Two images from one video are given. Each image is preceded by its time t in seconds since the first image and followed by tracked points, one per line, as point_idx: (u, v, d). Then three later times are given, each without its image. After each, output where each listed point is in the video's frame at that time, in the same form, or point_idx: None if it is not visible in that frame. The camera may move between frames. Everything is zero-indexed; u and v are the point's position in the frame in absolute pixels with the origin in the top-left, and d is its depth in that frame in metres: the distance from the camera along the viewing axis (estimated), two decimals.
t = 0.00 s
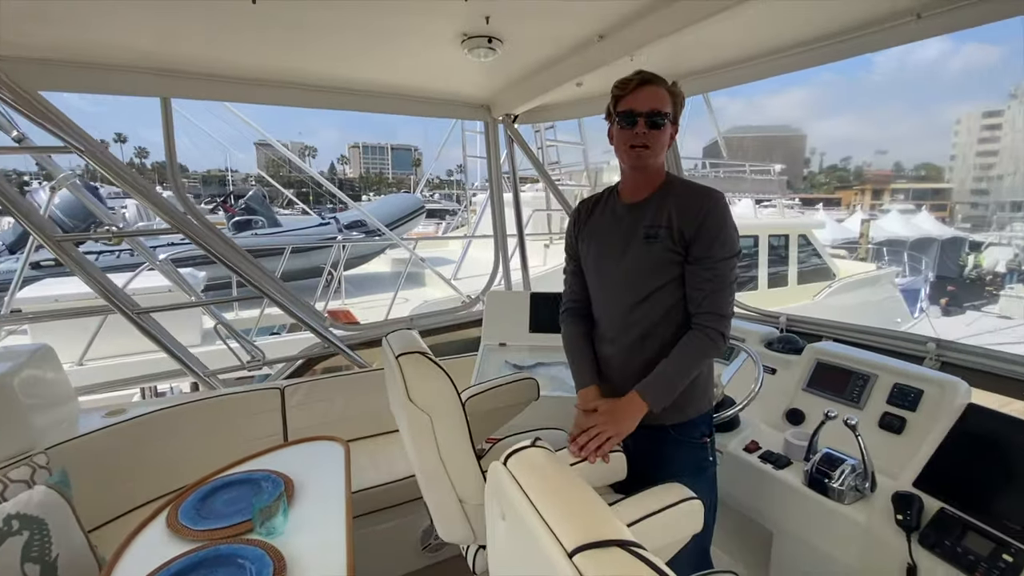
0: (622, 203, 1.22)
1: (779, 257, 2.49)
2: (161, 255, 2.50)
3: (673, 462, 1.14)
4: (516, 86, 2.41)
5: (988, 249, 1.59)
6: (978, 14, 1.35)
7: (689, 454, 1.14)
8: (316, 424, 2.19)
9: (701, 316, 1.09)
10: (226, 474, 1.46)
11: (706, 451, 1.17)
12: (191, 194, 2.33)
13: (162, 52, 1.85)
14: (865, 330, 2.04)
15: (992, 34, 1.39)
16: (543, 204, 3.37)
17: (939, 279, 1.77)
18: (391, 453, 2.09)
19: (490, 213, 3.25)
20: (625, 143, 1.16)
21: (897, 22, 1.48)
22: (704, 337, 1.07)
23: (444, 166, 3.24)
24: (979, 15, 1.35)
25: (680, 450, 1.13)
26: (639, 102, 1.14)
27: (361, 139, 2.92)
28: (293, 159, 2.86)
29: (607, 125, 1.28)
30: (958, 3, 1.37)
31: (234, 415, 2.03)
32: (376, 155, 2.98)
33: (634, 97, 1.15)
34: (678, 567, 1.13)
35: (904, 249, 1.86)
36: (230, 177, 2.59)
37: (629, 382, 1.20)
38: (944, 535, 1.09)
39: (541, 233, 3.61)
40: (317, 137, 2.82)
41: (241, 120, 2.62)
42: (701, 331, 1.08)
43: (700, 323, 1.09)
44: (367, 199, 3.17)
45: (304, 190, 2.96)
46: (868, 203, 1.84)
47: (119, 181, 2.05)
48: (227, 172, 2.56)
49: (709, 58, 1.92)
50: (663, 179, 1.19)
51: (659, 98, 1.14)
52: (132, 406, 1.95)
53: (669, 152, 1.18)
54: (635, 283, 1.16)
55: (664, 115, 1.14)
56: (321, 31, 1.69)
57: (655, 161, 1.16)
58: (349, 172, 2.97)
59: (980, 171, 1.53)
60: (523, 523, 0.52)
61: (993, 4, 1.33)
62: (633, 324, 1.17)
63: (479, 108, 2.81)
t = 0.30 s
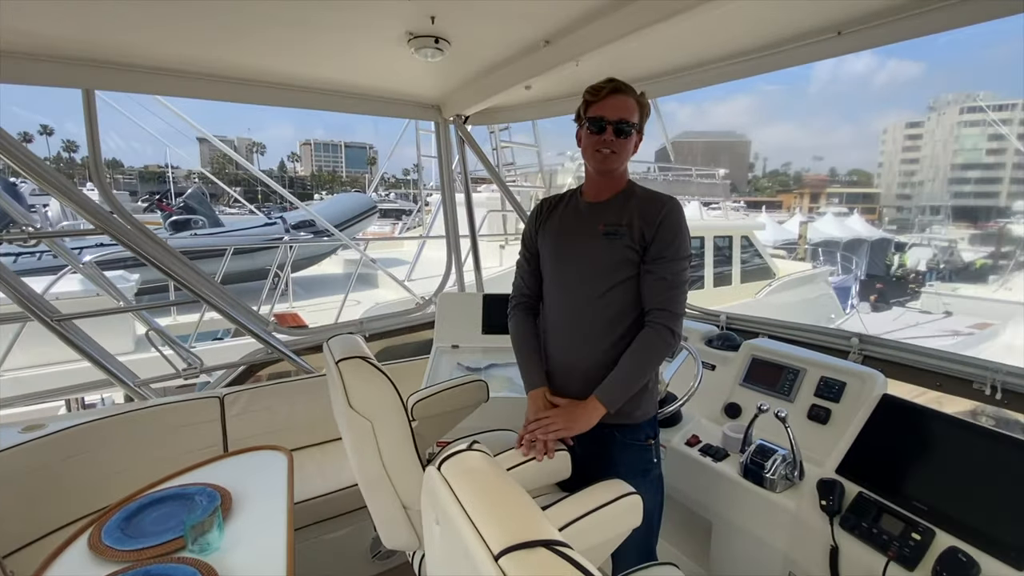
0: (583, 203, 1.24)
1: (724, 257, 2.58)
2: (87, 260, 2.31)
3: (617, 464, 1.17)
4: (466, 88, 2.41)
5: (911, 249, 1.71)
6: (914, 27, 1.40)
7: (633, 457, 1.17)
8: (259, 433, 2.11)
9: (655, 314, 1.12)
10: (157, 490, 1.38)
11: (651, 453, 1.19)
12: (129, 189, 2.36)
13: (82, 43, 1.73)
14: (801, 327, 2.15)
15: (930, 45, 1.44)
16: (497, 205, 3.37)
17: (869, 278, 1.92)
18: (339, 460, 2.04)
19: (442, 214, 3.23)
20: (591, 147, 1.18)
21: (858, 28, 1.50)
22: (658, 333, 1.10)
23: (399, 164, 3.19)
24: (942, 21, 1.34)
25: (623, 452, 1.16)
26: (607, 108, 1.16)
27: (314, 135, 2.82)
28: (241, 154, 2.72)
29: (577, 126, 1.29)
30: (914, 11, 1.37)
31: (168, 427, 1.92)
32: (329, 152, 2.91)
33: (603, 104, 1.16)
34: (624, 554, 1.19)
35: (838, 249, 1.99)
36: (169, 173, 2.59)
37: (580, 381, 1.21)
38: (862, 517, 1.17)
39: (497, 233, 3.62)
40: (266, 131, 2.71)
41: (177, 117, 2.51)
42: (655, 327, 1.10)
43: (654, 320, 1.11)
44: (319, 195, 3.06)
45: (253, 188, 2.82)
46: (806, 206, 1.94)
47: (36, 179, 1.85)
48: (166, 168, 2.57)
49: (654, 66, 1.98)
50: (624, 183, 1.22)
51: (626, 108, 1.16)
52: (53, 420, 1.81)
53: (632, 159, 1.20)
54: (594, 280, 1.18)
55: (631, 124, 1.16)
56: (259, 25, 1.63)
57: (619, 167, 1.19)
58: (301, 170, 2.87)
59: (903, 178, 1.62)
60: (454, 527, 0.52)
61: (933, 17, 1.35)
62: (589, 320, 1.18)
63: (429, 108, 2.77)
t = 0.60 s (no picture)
0: (553, 204, 1.25)
1: (690, 257, 2.63)
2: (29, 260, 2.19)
3: (577, 473, 1.18)
4: (430, 87, 2.39)
5: (867, 250, 1.76)
6: (881, 33, 1.49)
7: (593, 467, 1.18)
8: (216, 440, 2.05)
9: (618, 315, 1.11)
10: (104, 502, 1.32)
11: (613, 463, 1.19)
12: (82, 187, 2.24)
13: (17, 32, 1.63)
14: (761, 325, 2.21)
15: (888, 52, 1.51)
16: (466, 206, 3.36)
17: (828, 277, 1.96)
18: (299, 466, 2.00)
19: (408, 214, 3.20)
20: (563, 148, 1.19)
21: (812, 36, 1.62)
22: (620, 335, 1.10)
23: (368, 162, 3.12)
24: (930, 19, 1.38)
25: (583, 461, 1.17)
26: (580, 110, 1.16)
27: (281, 132, 2.72)
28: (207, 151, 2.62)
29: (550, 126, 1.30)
30: (904, 10, 1.42)
31: (116, 436, 1.84)
32: (296, 151, 2.82)
33: (575, 105, 1.17)
34: (584, 553, 1.22)
35: (798, 250, 2.04)
36: (126, 170, 2.46)
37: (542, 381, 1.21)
38: (811, 510, 1.21)
39: (467, 233, 3.59)
40: (231, 128, 2.62)
41: (130, 111, 2.38)
42: (617, 329, 1.10)
43: (615, 321, 1.11)
44: (286, 194, 2.95)
45: (216, 186, 2.71)
46: (771, 207, 1.99)
47: None
48: (123, 165, 2.43)
49: (617, 68, 2.01)
50: (594, 186, 1.23)
51: (599, 110, 1.17)
52: None
53: (603, 163, 1.21)
54: (560, 280, 1.18)
55: (602, 128, 1.17)
56: (212, 19, 1.57)
57: (589, 170, 1.20)
58: (267, 168, 2.78)
59: (861, 179, 1.68)
60: (397, 537, 0.52)
61: (923, 14, 1.39)
62: (554, 320, 1.18)
63: (394, 107, 2.73)
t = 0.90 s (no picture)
0: (533, 205, 1.24)
1: (670, 258, 2.60)
2: None
3: (552, 479, 1.17)
4: (406, 85, 2.36)
5: (842, 250, 1.80)
6: (865, 34, 1.43)
7: (568, 475, 1.17)
8: (185, 447, 1.99)
9: (595, 321, 1.11)
10: (61, 515, 1.26)
11: (588, 473, 1.18)
12: (49, 186, 2.21)
13: None
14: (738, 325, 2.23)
15: (878, 52, 1.47)
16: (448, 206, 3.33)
17: (804, 276, 2.00)
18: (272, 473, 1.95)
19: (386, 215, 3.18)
20: (543, 146, 1.17)
21: (798, 35, 1.56)
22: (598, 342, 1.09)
23: (349, 161, 3.01)
24: (917, 19, 1.32)
25: (558, 469, 1.17)
26: (561, 107, 1.15)
27: (260, 132, 2.67)
28: (183, 150, 2.54)
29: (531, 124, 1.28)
30: (878, 13, 1.38)
31: (78, 444, 1.78)
32: (276, 150, 2.75)
33: (558, 102, 1.15)
34: (558, 558, 1.22)
35: (776, 250, 2.07)
36: (98, 167, 2.40)
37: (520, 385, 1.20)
38: (784, 509, 1.22)
39: (448, 233, 3.56)
40: (212, 128, 2.53)
41: (97, 106, 2.30)
42: (594, 335, 1.09)
43: (592, 327, 1.10)
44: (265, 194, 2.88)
45: (192, 186, 2.63)
46: (749, 208, 2.02)
47: None
48: (95, 162, 2.38)
49: (594, 69, 2.01)
50: (575, 186, 1.21)
51: (582, 108, 1.15)
52: None
53: (585, 162, 1.19)
54: (538, 284, 1.17)
55: (584, 126, 1.15)
56: (179, 15, 1.53)
57: (571, 169, 1.18)
58: (245, 167, 2.69)
59: (836, 180, 1.71)
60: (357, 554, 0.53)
61: (909, 15, 1.33)
62: (533, 324, 1.17)
63: (371, 105, 2.70)
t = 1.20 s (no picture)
0: (525, 206, 1.22)
1: (658, 258, 2.61)
2: None
3: (553, 480, 1.15)
4: (393, 85, 2.34)
5: (828, 250, 1.81)
6: (861, 33, 1.43)
7: (569, 475, 1.15)
8: (166, 452, 1.95)
9: (591, 325, 1.09)
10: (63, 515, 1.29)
11: (590, 472, 1.17)
12: (31, 186, 2.23)
13: None
14: (726, 325, 2.23)
15: (865, 56, 1.49)
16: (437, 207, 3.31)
17: (791, 277, 2.00)
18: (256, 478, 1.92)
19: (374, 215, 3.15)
20: (532, 143, 1.15)
21: (793, 35, 1.57)
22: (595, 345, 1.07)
23: (337, 161, 2.98)
24: (912, 19, 1.33)
25: (553, 470, 1.15)
26: (551, 104, 1.13)
27: (249, 132, 2.63)
28: (167, 150, 2.49)
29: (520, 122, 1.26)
30: (883, 10, 1.36)
31: (54, 451, 1.73)
32: (264, 149, 2.71)
33: (547, 99, 1.14)
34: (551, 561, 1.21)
35: (763, 250, 2.08)
36: (81, 167, 2.34)
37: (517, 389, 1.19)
38: (772, 510, 1.22)
39: (437, 234, 3.53)
40: (197, 127, 2.48)
41: (72, 103, 2.20)
42: (590, 338, 1.08)
43: (589, 330, 1.09)
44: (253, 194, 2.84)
45: (178, 187, 2.57)
46: (737, 209, 2.02)
47: None
48: (77, 162, 2.31)
49: (583, 69, 2.00)
50: (564, 186, 1.20)
51: (571, 105, 1.14)
52: None
53: (574, 161, 1.18)
54: (534, 288, 1.15)
55: (573, 123, 1.14)
56: (159, 12, 1.50)
57: (559, 167, 1.16)
58: (233, 167, 2.65)
59: (822, 182, 1.73)
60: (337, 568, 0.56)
61: (905, 15, 1.33)
62: (529, 328, 1.16)
63: (358, 105, 2.67)
